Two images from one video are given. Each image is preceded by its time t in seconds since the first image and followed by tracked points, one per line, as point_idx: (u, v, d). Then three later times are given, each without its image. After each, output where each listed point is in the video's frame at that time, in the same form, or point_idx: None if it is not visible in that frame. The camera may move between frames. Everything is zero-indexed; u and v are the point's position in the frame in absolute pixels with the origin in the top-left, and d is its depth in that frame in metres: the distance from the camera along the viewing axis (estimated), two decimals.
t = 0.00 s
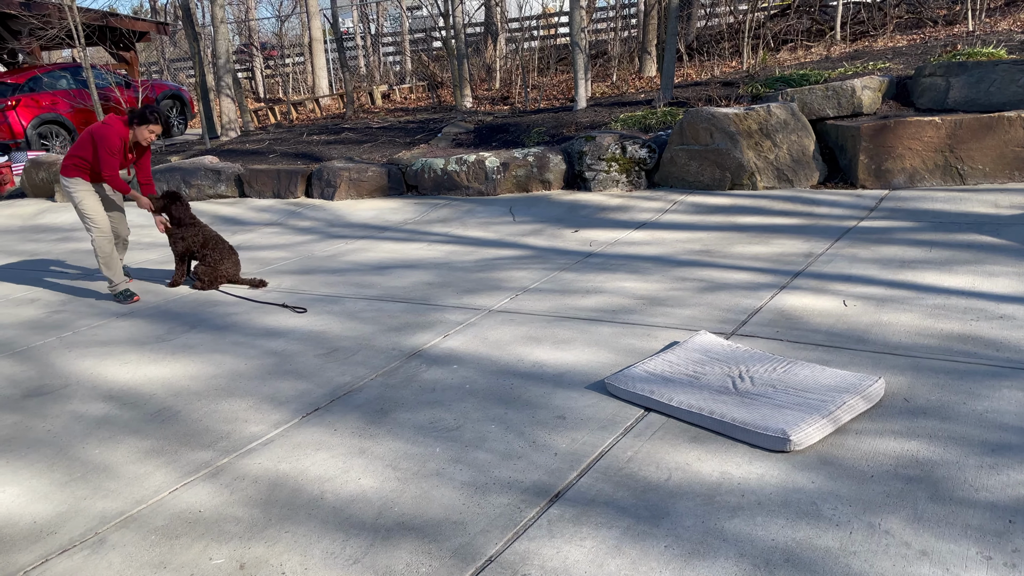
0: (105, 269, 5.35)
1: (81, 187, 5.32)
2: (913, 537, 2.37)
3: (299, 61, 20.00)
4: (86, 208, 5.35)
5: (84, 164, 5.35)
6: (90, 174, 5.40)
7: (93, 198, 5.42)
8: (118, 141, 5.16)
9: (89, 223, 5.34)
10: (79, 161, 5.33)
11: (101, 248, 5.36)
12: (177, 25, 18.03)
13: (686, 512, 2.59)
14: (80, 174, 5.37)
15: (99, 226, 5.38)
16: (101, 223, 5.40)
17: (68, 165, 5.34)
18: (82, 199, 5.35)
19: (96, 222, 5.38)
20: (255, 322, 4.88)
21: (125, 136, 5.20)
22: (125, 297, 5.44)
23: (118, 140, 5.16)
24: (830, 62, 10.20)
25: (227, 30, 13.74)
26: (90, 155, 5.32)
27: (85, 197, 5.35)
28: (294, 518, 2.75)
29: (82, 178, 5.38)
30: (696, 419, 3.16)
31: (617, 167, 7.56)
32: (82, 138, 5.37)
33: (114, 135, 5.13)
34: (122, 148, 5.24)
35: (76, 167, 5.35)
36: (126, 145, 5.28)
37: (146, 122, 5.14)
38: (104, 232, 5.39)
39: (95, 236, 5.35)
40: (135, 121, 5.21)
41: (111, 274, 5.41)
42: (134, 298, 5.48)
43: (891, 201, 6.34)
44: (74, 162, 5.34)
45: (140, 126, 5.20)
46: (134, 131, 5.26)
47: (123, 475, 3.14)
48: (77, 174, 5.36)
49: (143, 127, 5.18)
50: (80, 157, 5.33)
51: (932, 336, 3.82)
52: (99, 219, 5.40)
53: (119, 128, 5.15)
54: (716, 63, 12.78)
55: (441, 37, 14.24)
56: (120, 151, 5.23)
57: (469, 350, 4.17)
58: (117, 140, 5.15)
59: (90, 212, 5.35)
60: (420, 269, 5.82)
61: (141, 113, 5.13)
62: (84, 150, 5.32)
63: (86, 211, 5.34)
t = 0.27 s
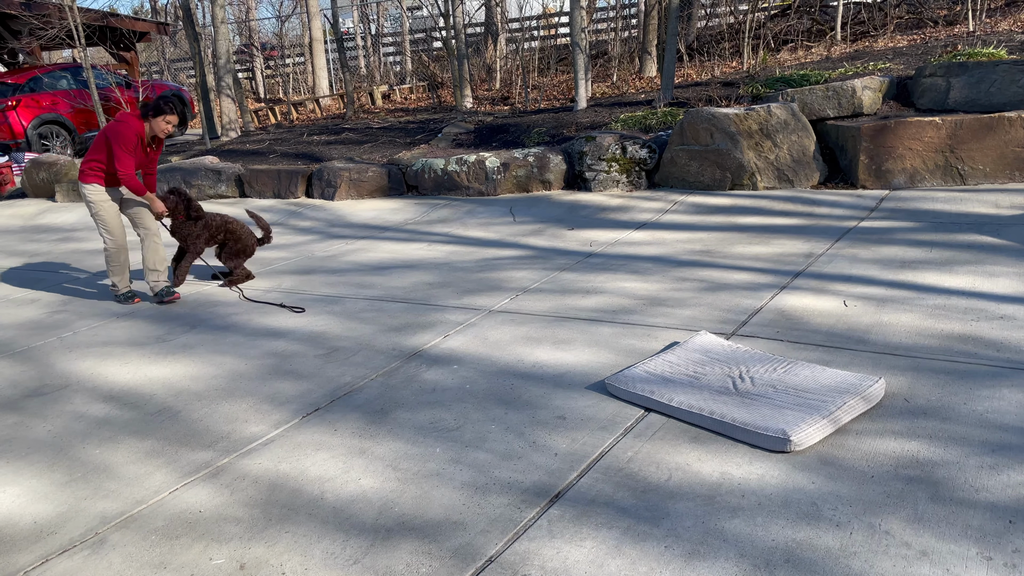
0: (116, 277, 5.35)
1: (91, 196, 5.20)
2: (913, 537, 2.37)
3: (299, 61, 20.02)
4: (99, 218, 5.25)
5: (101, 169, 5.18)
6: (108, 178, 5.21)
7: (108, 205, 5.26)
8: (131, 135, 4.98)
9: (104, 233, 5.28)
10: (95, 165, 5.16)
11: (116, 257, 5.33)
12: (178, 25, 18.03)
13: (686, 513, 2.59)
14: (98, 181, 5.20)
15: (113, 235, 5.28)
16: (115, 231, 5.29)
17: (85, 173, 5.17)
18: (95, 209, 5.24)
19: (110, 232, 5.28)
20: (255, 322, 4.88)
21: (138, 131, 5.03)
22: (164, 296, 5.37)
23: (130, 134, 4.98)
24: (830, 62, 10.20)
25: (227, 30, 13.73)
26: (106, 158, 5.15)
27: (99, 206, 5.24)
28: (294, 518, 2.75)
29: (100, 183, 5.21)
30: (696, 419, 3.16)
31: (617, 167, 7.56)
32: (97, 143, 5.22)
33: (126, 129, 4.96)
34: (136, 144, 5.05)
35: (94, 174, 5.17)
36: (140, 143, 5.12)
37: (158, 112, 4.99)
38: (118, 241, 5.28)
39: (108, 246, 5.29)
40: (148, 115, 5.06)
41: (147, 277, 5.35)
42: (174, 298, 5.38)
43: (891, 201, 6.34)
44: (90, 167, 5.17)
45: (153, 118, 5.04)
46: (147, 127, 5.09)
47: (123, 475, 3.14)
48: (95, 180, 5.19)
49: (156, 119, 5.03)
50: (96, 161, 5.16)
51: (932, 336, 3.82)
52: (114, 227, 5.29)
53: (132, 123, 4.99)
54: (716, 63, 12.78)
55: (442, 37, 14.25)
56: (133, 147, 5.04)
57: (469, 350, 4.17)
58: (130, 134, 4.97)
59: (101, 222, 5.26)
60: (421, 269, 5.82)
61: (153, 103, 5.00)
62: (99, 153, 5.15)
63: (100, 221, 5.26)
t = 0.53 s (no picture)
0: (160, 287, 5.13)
1: (131, 205, 5.00)
2: (912, 536, 2.37)
3: (299, 60, 20.02)
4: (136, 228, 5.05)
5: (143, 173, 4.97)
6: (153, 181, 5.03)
7: (144, 213, 5.04)
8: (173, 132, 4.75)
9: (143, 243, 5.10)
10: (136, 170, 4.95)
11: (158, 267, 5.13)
12: (177, 25, 18.03)
13: (685, 512, 2.59)
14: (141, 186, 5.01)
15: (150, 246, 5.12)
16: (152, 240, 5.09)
17: (126, 180, 4.97)
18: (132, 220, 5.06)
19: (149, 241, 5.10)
20: (254, 322, 4.88)
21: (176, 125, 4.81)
22: (207, 305, 5.12)
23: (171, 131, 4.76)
24: (829, 61, 10.20)
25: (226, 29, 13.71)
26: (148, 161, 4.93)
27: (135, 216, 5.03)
28: (293, 518, 2.75)
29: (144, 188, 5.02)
30: (696, 419, 3.16)
31: (616, 166, 7.56)
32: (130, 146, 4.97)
33: (165, 127, 4.72)
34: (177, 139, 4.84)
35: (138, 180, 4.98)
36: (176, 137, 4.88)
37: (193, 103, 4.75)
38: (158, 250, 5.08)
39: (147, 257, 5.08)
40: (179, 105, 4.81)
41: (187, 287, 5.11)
42: (217, 305, 5.13)
43: (891, 201, 6.34)
44: (132, 174, 4.96)
45: (187, 108, 4.80)
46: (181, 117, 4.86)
47: (123, 475, 3.14)
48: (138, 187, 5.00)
49: (191, 109, 4.79)
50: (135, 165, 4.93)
51: (931, 335, 3.82)
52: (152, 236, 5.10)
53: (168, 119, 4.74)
54: (716, 63, 12.78)
55: (441, 37, 14.25)
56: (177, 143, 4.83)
57: (468, 350, 4.17)
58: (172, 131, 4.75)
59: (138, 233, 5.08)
60: (420, 269, 5.82)
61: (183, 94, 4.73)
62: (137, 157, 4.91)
63: (138, 230, 5.06)
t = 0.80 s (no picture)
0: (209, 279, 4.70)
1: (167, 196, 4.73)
2: (911, 534, 2.37)
3: (298, 60, 20.01)
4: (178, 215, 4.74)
5: (178, 166, 4.72)
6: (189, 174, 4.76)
7: (185, 198, 4.77)
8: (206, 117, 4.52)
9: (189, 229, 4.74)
10: (171, 164, 4.69)
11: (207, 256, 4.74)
12: (176, 25, 18.02)
13: (684, 511, 2.59)
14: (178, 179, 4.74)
15: (201, 228, 4.75)
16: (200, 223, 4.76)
17: (162, 174, 4.70)
18: (171, 208, 4.75)
19: (195, 223, 4.75)
20: (253, 321, 4.88)
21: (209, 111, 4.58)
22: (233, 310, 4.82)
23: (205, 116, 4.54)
24: (828, 61, 10.20)
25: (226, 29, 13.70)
26: (183, 152, 4.68)
27: (175, 203, 4.74)
28: (293, 517, 2.76)
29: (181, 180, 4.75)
30: (695, 417, 3.16)
31: (616, 166, 7.56)
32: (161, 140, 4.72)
33: (198, 112, 4.50)
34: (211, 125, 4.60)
35: (174, 173, 4.72)
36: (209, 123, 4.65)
37: (222, 88, 4.53)
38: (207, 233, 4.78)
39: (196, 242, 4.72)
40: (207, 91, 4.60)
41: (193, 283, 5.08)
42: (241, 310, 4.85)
43: (890, 200, 6.34)
44: (167, 167, 4.70)
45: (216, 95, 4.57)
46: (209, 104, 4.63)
47: (122, 475, 3.14)
48: (175, 179, 4.73)
49: (219, 96, 4.55)
50: (168, 158, 4.68)
51: (930, 334, 3.82)
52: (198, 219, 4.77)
53: (201, 105, 4.53)
54: (715, 62, 12.78)
55: (440, 36, 14.24)
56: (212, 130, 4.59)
57: (467, 349, 4.17)
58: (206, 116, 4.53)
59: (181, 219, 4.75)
60: (419, 268, 5.82)
61: (211, 79, 4.52)
62: (169, 149, 4.66)
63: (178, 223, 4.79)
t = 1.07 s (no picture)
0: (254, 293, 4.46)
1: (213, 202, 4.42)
2: (910, 532, 2.38)
3: (296, 59, 20.01)
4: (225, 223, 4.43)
5: (219, 167, 4.41)
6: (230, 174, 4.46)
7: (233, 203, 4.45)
8: (240, 108, 4.25)
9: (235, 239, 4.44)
10: (212, 166, 4.39)
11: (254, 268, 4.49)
12: (175, 24, 18.00)
13: (684, 509, 2.60)
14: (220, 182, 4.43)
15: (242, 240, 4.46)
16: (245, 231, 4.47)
17: (203, 178, 4.40)
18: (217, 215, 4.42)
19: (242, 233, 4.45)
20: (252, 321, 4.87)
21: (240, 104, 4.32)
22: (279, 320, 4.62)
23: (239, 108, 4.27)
24: (827, 60, 10.21)
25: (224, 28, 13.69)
26: (221, 152, 4.38)
27: (222, 209, 4.42)
28: (293, 516, 2.76)
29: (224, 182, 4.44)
30: (694, 416, 3.16)
31: (614, 165, 7.57)
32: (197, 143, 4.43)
33: (231, 104, 4.23)
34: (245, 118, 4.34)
35: (215, 176, 4.41)
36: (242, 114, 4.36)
37: (250, 76, 4.27)
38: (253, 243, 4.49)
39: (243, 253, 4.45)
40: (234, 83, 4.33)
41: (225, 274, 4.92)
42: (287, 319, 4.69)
43: (888, 199, 6.35)
44: (208, 171, 4.40)
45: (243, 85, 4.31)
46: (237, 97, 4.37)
47: (122, 474, 3.14)
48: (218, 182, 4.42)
49: (247, 86, 4.29)
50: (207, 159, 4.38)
51: (929, 333, 3.83)
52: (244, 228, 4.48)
53: (231, 97, 4.27)
54: (714, 61, 12.79)
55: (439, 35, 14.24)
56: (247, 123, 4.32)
57: (466, 348, 4.17)
58: (239, 108, 4.26)
59: (228, 227, 4.43)
60: (419, 268, 5.82)
61: (237, 68, 4.25)
62: (206, 150, 4.37)
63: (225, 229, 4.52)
